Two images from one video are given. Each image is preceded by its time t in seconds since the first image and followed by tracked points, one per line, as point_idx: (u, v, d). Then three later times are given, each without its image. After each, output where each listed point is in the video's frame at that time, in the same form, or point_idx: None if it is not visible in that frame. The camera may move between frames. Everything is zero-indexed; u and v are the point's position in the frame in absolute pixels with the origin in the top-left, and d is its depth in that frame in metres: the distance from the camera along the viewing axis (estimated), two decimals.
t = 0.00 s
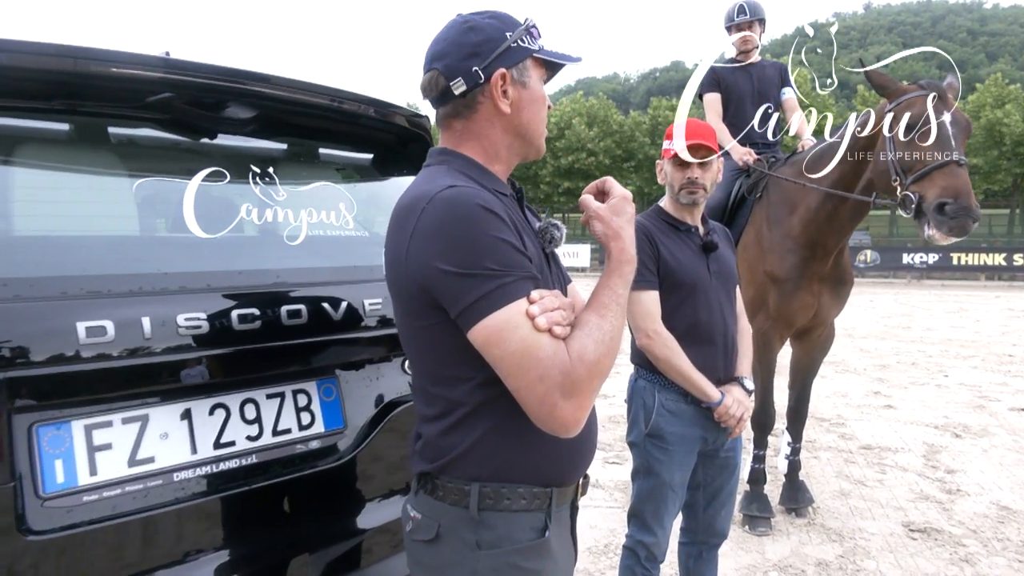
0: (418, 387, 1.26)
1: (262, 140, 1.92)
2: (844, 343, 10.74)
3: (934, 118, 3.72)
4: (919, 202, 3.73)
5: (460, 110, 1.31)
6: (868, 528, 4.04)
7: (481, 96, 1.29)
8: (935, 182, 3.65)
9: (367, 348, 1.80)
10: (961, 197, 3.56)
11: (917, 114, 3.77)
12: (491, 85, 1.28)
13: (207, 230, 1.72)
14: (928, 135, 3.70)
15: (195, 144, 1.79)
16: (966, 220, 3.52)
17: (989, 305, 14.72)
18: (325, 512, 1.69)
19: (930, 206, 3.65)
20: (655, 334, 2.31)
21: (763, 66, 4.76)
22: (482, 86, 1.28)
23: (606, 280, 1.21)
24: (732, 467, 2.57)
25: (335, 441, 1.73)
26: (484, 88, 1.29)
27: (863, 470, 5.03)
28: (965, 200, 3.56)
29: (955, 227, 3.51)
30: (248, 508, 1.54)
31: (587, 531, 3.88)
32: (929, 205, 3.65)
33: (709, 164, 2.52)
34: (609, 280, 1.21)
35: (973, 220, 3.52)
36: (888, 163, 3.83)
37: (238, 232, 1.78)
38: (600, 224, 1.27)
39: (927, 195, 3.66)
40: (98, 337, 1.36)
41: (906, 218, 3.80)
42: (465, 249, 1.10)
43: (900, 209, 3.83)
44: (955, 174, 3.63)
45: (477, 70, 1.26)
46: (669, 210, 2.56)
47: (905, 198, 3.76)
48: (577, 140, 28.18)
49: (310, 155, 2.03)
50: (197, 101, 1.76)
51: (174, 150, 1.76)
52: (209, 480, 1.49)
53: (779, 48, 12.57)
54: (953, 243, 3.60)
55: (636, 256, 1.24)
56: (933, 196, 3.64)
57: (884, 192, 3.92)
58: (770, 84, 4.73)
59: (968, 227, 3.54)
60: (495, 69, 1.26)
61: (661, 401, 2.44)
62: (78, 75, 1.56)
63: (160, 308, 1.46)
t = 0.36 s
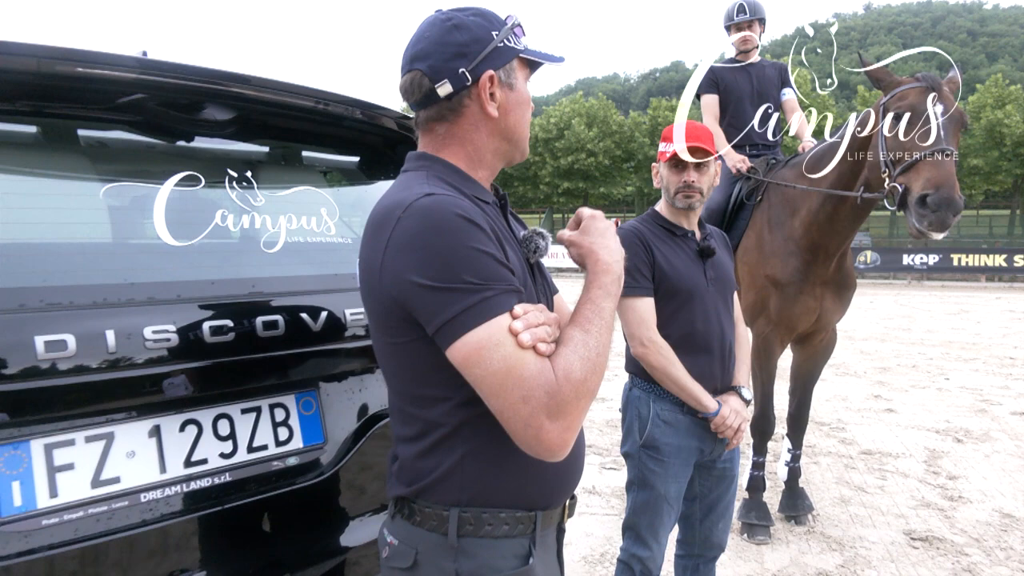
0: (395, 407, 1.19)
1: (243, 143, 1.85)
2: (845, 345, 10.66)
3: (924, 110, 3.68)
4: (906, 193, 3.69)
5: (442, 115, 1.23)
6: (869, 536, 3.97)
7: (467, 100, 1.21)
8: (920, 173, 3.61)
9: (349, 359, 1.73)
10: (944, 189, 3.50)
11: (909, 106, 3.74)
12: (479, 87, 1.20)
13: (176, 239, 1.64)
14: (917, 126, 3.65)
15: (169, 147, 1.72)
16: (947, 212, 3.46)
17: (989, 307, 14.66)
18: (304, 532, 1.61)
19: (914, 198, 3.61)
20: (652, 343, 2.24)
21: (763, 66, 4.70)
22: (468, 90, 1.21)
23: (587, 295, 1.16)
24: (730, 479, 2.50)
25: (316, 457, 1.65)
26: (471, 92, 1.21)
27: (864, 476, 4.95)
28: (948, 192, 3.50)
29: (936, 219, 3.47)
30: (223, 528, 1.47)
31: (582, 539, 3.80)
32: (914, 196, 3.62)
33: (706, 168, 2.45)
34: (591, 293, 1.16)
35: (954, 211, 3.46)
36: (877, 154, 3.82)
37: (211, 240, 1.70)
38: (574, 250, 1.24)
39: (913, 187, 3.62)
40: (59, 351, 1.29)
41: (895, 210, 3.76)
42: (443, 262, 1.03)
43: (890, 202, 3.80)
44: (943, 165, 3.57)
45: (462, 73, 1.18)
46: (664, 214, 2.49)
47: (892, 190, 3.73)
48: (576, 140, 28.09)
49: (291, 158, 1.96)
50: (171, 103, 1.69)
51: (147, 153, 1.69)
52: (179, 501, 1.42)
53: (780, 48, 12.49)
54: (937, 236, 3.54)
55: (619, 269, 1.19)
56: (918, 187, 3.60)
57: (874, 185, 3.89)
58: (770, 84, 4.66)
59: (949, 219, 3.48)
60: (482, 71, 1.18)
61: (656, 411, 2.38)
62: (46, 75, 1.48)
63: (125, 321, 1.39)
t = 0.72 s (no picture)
0: (373, 427, 1.12)
1: (223, 144, 1.79)
2: (845, 347, 10.59)
3: (922, 104, 3.62)
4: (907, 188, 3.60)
5: (421, 116, 1.17)
6: (870, 544, 3.91)
7: (447, 100, 1.15)
8: (921, 166, 3.53)
9: (331, 369, 1.68)
10: (948, 180, 3.42)
11: (906, 102, 3.68)
12: (458, 85, 1.14)
13: (146, 245, 1.58)
14: (916, 119, 3.59)
15: (143, 148, 1.67)
16: (954, 203, 3.36)
17: (990, 308, 14.60)
18: (284, 550, 1.55)
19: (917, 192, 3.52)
20: (646, 350, 2.18)
21: (762, 67, 4.64)
22: (447, 89, 1.15)
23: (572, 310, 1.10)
24: (728, 489, 2.43)
25: (296, 471, 1.59)
26: (451, 91, 1.15)
27: (864, 481, 4.89)
28: (953, 183, 3.41)
29: (943, 211, 3.37)
30: (198, 547, 1.40)
31: (578, 546, 3.73)
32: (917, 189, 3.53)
33: (702, 170, 2.40)
34: (572, 306, 1.11)
35: (962, 202, 3.36)
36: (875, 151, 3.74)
37: (184, 246, 1.63)
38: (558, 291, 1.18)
39: (915, 180, 3.54)
40: (20, 364, 1.23)
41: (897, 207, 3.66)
42: (422, 269, 0.97)
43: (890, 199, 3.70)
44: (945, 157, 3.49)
45: (441, 71, 1.12)
46: (660, 217, 2.43)
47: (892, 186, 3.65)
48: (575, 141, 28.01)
49: (272, 160, 1.90)
50: (146, 103, 1.63)
51: (119, 155, 1.63)
52: (151, 520, 1.35)
53: (780, 48, 12.43)
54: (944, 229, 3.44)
55: (602, 282, 1.15)
56: (921, 180, 3.51)
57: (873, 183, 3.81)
58: (769, 85, 4.60)
59: (957, 211, 3.38)
60: (462, 69, 1.12)
61: (651, 419, 2.31)
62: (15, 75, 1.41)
63: (91, 332, 1.33)
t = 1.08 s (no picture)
0: (351, 444, 1.07)
1: (205, 146, 1.74)
2: (845, 348, 10.53)
3: (923, 95, 3.60)
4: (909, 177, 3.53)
5: (400, 116, 1.12)
6: (871, 550, 3.85)
7: (427, 99, 1.10)
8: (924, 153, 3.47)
9: (315, 378, 1.62)
10: (952, 166, 3.37)
11: (906, 94, 3.66)
12: (439, 84, 1.09)
13: (121, 250, 1.52)
14: (917, 109, 3.57)
15: (121, 150, 1.61)
16: (959, 188, 3.31)
17: (990, 309, 14.54)
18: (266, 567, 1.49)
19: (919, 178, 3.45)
20: (643, 357, 2.12)
21: (762, 66, 4.59)
22: (428, 87, 1.09)
23: (558, 319, 1.05)
24: (727, 498, 2.38)
25: (279, 485, 1.54)
26: (431, 89, 1.10)
27: (865, 486, 4.84)
28: (956, 169, 3.37)
29: (948, 196, 3.31)
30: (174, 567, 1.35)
31: (575, 553, 3.67)
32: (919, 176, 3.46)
33: (701, 172, 2.35)
34: (562, 314, 1.05)
35: (966, 188, 3.32)
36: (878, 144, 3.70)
37: (163, 252, 1.58)
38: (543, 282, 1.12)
39: (917, 167, 3.47)
40: None
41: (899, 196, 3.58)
42: (400, 280, 0.91)
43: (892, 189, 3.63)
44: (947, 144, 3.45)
45: (421, 68, 1.07)
46: (657, 220, 2.38)
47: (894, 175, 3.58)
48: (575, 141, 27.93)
49: (257, 162, 1.85)
50: (122, 103, 1.57)
51: (95, 156, 1.57)
52: (124, 538, 1.30)
53: (780, 49, 12.30)
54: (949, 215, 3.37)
55: (592, 288, 1.09)
56: (923, 166, 3.45)
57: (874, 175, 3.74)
58: (769, 85, 4.55)
59: (962, 196, 3.32)
60: (442, 66, 1.07)
61: (649, 428, 2.26)
62: None
63: (59, 343, 1.27)
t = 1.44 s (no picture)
0: (334, 462, 1.02)
1: (191, 149, 1.69)
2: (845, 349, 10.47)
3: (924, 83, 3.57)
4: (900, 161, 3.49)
5: (385, 119, 1.08)
6: (873, 556, 3.81)
7: (414, 101, 1.06)
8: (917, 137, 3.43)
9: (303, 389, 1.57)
10: (943, 150, 3.34)
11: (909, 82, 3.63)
12: (426, 86, 1.05)
13: (102, 257, 1.47)
14: (917, 96, 3.54)
15: (106, 154, 1.57)
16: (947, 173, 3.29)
17: (991, 309, 14.48)
18: None
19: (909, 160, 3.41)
20: (643, 364, 2.08)
21: (763, 66, 4.54)
22: (414, 90, 1.05)
23: (551, 331, 1.00)
24: (727, 507, 2.33)
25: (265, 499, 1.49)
26: (417, 92, 1.05)
27: (866, 490, 4.79)
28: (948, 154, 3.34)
29: (937, 180, 3.29)
30: None
31: (573, 559, 3.62)
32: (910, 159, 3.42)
33: (701, 177, 2.32)
34: (555, 325, 1.00)
35: (954, 173, 3.30)
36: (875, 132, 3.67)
37: (145, 259, 1.54)
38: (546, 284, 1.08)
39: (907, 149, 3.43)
40: None
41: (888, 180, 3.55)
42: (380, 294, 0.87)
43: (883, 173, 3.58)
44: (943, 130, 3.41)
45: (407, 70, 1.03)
46: (656, 223, 2.34)
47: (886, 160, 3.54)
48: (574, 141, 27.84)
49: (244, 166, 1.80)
50: (105, 105, 1.53)
51: (77, 159, 1.52)
52: (103, 556, 1.25)
53: (780, 48, 12.14)
54: (937, 200, 3.34)
55: (588, 299, 1.04)
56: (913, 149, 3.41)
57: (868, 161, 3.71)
58: (770, 85, 4.50)
59: (950, 182, 3.30)
60: (428, 67, 1.03)
61: (648, 436, 2.22)
62: None
63: (37, 355, 1.23)
